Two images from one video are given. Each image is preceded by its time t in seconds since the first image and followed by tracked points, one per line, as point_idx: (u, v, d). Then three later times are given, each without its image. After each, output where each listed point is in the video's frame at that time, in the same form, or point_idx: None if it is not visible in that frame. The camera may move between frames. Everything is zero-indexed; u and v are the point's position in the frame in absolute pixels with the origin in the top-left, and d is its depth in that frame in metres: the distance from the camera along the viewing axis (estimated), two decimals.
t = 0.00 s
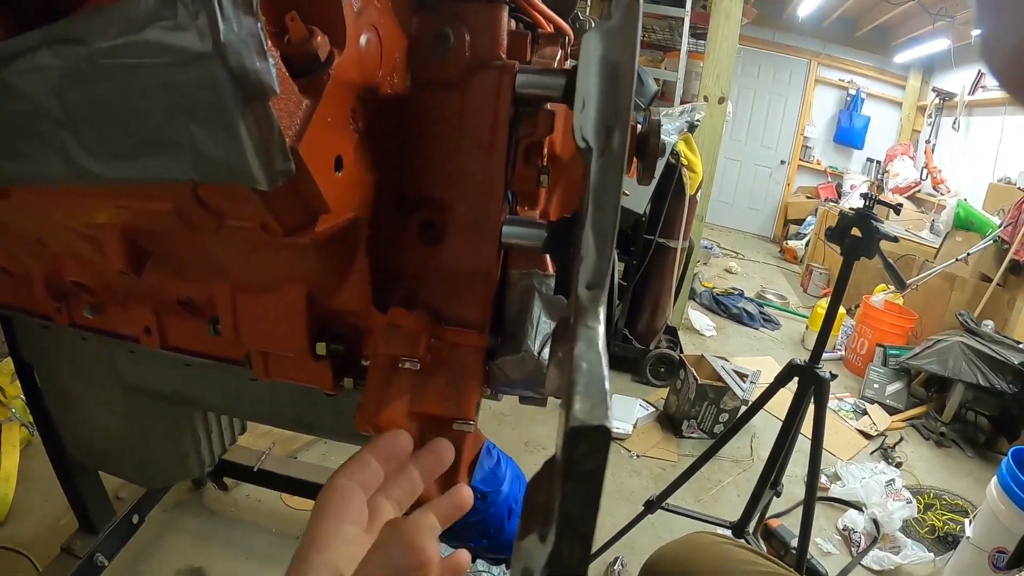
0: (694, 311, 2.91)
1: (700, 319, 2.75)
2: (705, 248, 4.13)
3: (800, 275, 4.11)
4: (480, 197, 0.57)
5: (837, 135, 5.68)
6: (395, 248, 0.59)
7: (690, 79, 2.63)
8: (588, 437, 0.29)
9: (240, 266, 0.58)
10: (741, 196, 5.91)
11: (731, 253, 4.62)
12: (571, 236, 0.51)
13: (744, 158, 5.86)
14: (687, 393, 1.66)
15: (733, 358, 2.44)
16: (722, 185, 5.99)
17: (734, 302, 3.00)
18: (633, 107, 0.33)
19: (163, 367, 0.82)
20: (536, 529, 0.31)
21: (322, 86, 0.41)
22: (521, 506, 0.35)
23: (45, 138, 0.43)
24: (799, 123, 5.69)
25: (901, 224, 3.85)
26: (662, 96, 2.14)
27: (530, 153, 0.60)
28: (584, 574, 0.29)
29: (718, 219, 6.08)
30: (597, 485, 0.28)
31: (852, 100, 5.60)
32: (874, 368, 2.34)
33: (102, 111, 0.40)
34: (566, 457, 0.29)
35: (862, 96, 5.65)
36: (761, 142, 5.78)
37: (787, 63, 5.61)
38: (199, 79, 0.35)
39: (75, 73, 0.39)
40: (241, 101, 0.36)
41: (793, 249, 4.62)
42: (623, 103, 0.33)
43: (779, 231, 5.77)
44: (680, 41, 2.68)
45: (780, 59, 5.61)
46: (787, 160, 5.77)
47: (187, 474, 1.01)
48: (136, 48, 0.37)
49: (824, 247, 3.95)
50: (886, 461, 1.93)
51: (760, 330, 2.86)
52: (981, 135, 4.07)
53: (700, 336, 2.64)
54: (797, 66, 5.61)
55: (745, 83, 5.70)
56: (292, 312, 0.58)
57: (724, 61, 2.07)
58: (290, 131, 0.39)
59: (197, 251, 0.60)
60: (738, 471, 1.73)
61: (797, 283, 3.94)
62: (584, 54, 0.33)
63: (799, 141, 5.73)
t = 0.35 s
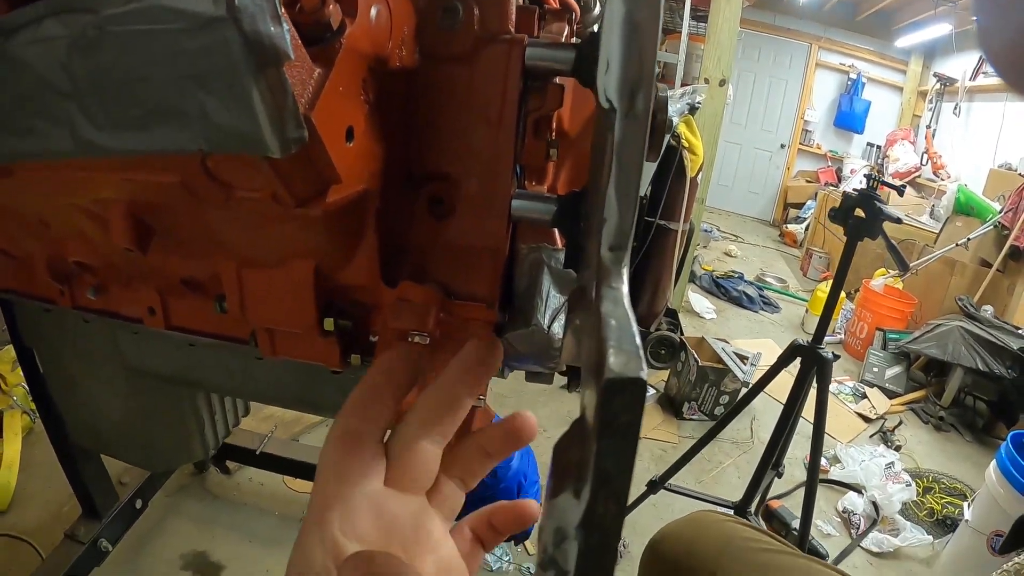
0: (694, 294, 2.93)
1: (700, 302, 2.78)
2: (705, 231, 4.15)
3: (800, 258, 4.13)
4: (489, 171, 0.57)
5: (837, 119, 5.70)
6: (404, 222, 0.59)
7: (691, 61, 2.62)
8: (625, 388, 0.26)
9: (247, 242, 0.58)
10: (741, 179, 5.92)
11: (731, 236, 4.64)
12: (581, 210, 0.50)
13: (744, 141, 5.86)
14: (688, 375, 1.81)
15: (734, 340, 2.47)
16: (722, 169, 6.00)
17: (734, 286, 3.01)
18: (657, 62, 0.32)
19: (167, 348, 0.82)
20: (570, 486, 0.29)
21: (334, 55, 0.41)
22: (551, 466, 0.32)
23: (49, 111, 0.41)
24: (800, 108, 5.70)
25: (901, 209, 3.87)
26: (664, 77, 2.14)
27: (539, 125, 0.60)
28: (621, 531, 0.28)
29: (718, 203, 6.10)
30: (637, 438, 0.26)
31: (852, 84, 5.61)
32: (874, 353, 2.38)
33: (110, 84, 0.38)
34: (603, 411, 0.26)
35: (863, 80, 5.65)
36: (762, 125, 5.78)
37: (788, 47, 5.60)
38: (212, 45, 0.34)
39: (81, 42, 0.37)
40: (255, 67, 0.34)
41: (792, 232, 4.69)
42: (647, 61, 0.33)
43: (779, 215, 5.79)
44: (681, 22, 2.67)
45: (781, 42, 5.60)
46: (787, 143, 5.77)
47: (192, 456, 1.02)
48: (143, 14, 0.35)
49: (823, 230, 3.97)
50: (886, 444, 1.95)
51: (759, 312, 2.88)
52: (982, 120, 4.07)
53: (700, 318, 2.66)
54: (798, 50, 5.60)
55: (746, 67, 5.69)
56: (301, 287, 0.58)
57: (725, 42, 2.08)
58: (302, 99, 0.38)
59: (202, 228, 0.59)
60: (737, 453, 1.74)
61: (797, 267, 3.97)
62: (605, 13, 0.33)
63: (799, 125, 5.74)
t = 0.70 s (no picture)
0: (695, 281, 2.94)
1: (701, 288, 2.78)
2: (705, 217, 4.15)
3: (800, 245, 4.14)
4: (496, 154, 0.57)
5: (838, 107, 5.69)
6: (410, 205, 0.59)
7: (692, 47, 2.61)
8: (652, 364, 0.23)
9: (252, 226, 0.58)
10: (741, 167, 5.91)
11: (731, 223, 4.64)
12: (590, 193, 0.50)
13: (745, 128, 5.85)
14: (688, 360, 1.81)
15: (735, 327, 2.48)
16: (722, 157, 5.99)
17: (735, 272, 3.02)
18: (675, 40, 0.32)
19: (169, 333, 0.82)
20: (595, 461, 0.26)
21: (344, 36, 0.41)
22: (574, 444, 0.30)
23: (53, 94, 0.39)
24: (801, 95, 5.68)
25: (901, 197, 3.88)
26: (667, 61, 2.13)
27: (547, 107, 0.62)
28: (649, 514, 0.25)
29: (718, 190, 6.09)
30: (665, 414, 0.23)
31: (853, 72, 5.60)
32: (874, 341, 2.39)
33: (118, 67, 0.36)
34: (628, 387, 0.23)
35: (864, 68, 5.64)
36: (762, 113, 5.77)
37: (790, 35, 5.57)
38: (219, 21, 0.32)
39: (88, 22, 0.35)
40: (263, 43, 0.33)
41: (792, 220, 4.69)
42: (668, 37, 0.32)
43: (779, 202, 5.79)
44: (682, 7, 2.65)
45: (782, 29, 5.57)
46: (788, 130, 5.76)
47: (195, 441, 1.02)
48: None
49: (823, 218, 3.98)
50: (885, 432, 1.97)
51: (760, 299, 2.89)
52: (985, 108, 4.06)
53: (701, 305, 2.67)
54: (800, 37, 5.57)
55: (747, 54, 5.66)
56: (307, 269, 0.58)
57: (727, 27, 2.07)
58: (313, 78, 0.39)
59: (205, 213, 0.59)
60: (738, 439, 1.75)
61: (797, 254, 3.98)
62: None
63: (801, 112, 5.73)
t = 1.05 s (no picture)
0: (694, 272, 2.94)
1: (700, 279, 2.78)
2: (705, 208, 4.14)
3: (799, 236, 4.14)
4: (495, 144, 0.57)
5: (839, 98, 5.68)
6: (409, 196, 0.59)
7: (692, 37, 2.60)
8: (651, 351, 0.23)
9: (251, 217, 0.58)
10: (741, 158, 5.91)
11: (731, 214, 4.64)
12: (589, 182, 0.50)
13: (746, 120, 5.84)
14: (688, 351, 1.82)
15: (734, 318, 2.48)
16: (722, 148, 5.98)
17: (734, 263, 3.02)
18: (675, 26, 0.32)
19: (169, 324, 0.82)
20: (594, 450, 0.26)
21: (343, 24, 0.41)
22: (572, 432, 0.30)
23: (51, 85, 0.38)
24: (802, 86, 5.67)
25: (902, 189, 3.88)
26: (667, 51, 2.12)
27: (546, 97, 0.62)
28: (647, 502, 0.25)
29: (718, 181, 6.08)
30: (663, 401, 0.23)
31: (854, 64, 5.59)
32: (873, 333, 2.41)
33: (116, 56, 0.35)
34: (627, 373, 0.23)
35: (865, 60, 5.63)
36: (763, 104, 5.76)
37: (791, 26, 5.55)
38: (218, 9, 0.32)
39: (85, 12, 0.35)
40: (262, 31, 0.32)
41: (792, 211, 4.69)
42: (667, 25, 0.32)
43: (779, 193, 5.77)
44: None
45: (784, 20, 5.54)
46: (789, 122, 5.75)
47: (195, 431, 1.02)
48: None
49: (823, 209, 3.98)
50: (884, 423, 1.97)
51: (759, 291, 2.89)
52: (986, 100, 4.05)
53: (700, 296, 2.68)
54: (802, 28, 5.54)
55: (747, 44, 5.64)
56: (306, 260, 0.58)
57: (728, 17, 2.06)
58: (311, 67, 0.38)
59: (204, 204, 0.59)
60: (737, 430, 1.76)
61: (796, 245, 3.98)
62: None
63: (801, 103, 5.72)
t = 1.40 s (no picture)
0: (693, 267, 2.94)
1: (699, 275, 2.78)
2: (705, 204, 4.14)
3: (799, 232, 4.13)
4: (494, 140, 0.57)
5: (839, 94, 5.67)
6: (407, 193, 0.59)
7: (692, 32, 2.59)
8: (648, 345, 0.23)
9: (251, 213, 0.58)
10: (740, 154, 5.91)
11: (730, 210, 4.63)
12: (587, 177, 0.50)
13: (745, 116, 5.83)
14: (687, 346, 1.83)
15: (733, 313, 2.48)
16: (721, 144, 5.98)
17: (733, 259, 3.02)
18: (672, 21, 0.32)
19: (168, 320, 0.82)
20: (590, 444, 0.26)
21: (341, 18, 0.41)
22: (569, 427, 0.30)
23: (49, 82, 0.38)
24: (801, 82, 5.66)
25: (901, 184, 3.88)
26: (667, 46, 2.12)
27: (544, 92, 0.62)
28: (643, 496, 0.25)
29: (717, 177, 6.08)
30: (660, 395, 0.23)
31: (854, 60, 5.58)
32: (872, 329, 2.40)
33: (114, 53, 0.35)
34: (624, 368, 0.23)
35: (865, 56, 5.62)
36: (763, 100, 5.75)
37: (791, 21, 5.54)
38: (215, 5, 0.32)
39: (82, 8, 0.35)
40: (259, 27, 0.32)
41: (791, 207, 4.69)
42: (664, 19, 0.32)
43: (778, 188, 5.75)
44: None
45: (783, 16, 5.54)
46: (788, 117, 5.75)
47: (195, 427, 1.02)
48: None
49: (822, 205, 3.98)
50: (882, 419, 1.98)
51: (758, 286, 2.89)
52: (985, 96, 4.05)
53: (699, 292, 2.68)
54: (801, 24, 5.53)
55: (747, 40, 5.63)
56: (304, 256, 0.58)
57: (727, 13, 2.06)
58: (309, 62, 0.38)
59: (203, 200, 0.59)
60: (735, 426, 1.76)
61: (795, 241, 3.98)
62: None
63: (801, 99, 5.71)
